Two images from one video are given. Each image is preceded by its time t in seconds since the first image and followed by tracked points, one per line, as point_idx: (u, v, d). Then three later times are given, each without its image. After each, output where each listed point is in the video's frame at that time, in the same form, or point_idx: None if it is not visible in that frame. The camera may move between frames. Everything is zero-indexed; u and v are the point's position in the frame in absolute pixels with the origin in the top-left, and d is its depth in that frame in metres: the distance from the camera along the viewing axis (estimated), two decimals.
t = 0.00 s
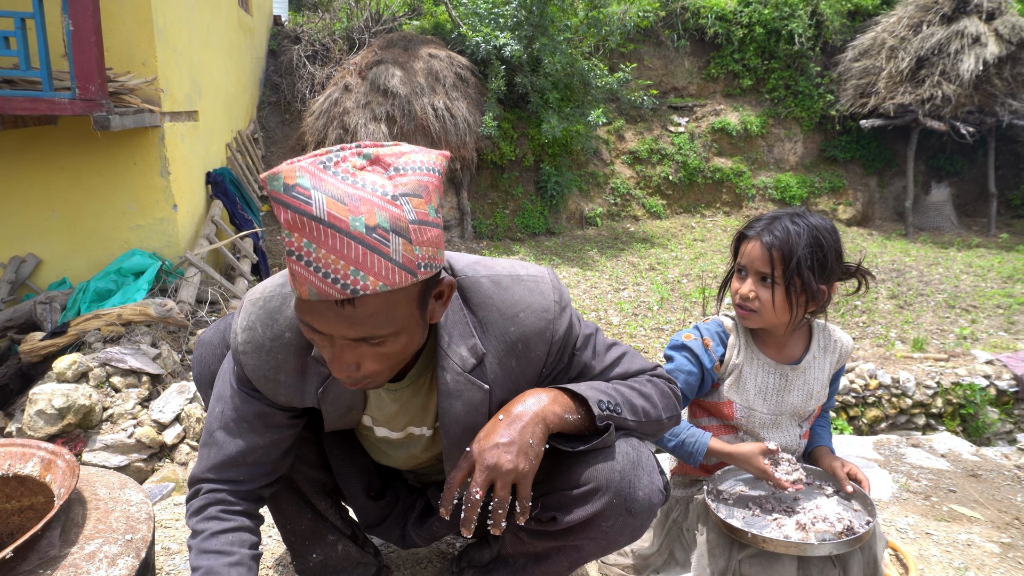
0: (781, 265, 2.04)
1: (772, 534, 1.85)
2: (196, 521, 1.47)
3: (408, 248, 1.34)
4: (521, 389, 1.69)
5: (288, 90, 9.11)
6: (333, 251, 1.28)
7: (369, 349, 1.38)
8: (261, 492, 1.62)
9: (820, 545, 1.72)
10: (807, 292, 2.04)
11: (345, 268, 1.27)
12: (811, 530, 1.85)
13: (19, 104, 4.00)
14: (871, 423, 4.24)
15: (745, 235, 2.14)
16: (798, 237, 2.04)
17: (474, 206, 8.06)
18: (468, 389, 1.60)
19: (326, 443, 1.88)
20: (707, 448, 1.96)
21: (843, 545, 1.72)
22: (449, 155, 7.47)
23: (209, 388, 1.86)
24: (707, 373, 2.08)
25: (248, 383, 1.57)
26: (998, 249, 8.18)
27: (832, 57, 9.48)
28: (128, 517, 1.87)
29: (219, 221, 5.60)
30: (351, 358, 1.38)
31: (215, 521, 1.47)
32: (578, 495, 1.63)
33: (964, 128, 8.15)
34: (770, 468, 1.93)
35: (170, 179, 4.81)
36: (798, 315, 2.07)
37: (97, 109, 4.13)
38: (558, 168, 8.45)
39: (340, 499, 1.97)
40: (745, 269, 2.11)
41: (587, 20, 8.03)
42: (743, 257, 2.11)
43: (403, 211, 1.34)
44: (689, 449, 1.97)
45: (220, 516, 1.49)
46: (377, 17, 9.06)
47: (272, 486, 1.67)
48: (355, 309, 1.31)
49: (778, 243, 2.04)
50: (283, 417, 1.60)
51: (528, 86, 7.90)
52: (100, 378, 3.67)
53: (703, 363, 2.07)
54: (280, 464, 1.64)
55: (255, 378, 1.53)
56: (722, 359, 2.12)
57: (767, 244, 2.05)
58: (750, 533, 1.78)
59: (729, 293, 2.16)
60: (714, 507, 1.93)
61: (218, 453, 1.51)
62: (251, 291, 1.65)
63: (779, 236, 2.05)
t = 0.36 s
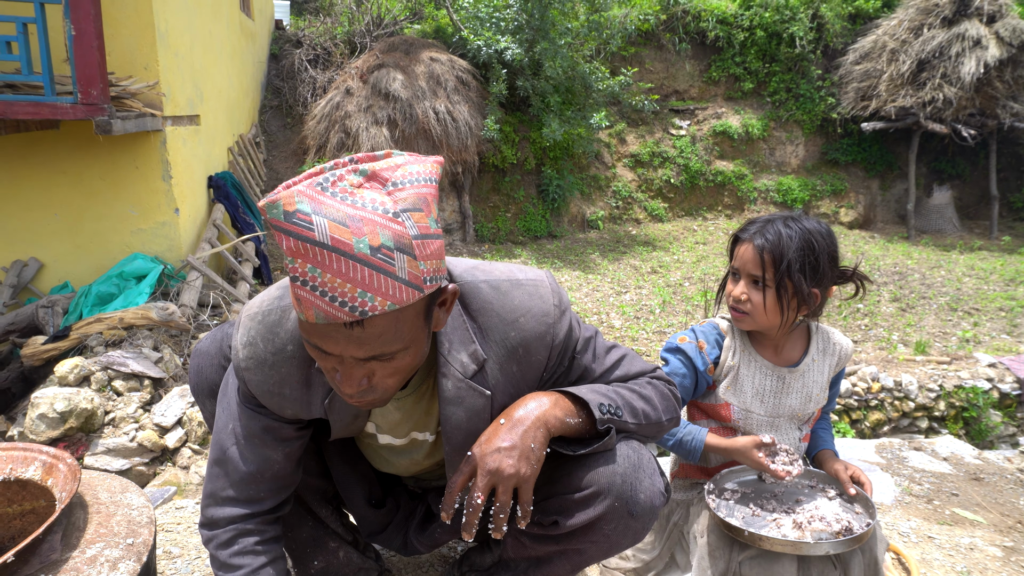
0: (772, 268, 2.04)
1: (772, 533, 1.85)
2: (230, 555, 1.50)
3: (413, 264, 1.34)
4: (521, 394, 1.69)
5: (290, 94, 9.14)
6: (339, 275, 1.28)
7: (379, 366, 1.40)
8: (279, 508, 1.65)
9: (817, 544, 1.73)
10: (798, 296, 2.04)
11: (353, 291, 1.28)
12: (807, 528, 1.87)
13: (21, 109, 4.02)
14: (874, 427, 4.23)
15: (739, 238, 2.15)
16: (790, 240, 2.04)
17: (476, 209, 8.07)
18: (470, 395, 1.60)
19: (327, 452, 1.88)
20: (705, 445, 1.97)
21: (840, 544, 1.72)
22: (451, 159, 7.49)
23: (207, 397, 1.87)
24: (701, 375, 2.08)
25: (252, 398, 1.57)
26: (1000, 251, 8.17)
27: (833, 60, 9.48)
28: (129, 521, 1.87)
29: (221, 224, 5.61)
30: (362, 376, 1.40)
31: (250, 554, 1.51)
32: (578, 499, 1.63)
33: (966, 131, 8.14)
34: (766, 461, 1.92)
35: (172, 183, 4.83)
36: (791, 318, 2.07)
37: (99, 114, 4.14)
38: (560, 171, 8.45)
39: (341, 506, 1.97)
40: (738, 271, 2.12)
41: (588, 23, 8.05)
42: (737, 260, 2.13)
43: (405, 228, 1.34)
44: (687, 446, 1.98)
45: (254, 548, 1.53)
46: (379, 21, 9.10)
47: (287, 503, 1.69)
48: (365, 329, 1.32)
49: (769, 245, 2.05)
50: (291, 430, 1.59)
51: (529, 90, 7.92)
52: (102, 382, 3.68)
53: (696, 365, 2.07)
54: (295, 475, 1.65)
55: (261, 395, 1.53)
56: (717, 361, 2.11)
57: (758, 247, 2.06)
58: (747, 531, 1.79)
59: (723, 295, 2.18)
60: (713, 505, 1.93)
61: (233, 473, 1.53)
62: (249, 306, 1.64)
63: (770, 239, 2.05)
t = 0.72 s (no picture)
0: (779, 274, 2.03)
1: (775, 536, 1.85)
2: (213, 565, 1.47)
3: (427, 272, 1.35)
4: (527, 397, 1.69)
5: (293, 98, 9.18)
6: (354, 283, 1.28)
7: (391, 373, 1.39)
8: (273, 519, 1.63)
9: (820, 545, 1.73)
10: (805, 301, 2.03)
11: (367, 299, 1.28)
12: (811, 530, 1.88)
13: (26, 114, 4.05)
14: (878, 430, 4.21)
15: (744, 242, 2.13)
16: (797, 246, 2.03)
17: (478, 213, 8.07)
18: (476, 399, 1.60)
19: (331, 459, 1.88)
20: (705, 454, 1.96)
21: (843, 545, 1.71)
22: (454, 163, 7.50)
23: (208, 406, 1.87)
24: (705, 377, 2.09)
25: (254, 407, 1.57)
26: (1004, 254, 8.13)
27: (836, 62, 9.49)
28: (132, 527, 1.87)
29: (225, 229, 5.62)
30: (375, 385, 1.40)
31: (231, 568, 1.47)
32: (584, 500, 1.62)
33: (970, 133, 8.12)
34: (765, 476, 1.91)
35: (175, 187, 4.84)
36: (797, 322, 2.06)
37: (103, 119, 4.16)
38: (562, 175, 8.45)
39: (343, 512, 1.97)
40: (744, 276, 2.10)
41: (591, 27, 8.07)
42: (742, 264, 2.11)
43: (419, 236, 1.35)
44: (687, 454, 1.96)
45: (238, 560, 1.49)
46: (382, 25, 9.13)
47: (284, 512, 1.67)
48: (380, 338, 1.32)
49: (776, 251, 2.02)
50: (293, 439, 1.60)
51: (531, 93, 7.94)
52: (106, 387, 3.69)
53: (700, 368, 2.07)
54: (293, 487, 1.65)
55: (263, 403, 1.54)
56: (720, 364, 2.10)
57: (767, 252, 2.03)
58: (750, 533, 1.79)
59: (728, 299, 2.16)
60: (716, 509, 1.93)
61: (230, 482, 1.52)
62: (249, 312, 1.64)
63: (778, 244, 2.03)
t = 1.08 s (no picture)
0: (792, 284, 2.02)
1: (778, 537, 1.84)
2: (214, 562, 1.48)
3: (431, 275, 1.35)
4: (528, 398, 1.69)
5: (295, 100, 9.20)
6: (357, 288, 1.28)
7: (395, 377, 1.39)
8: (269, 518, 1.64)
9: (824, 547, 1.72)
10: (816, 310, 2.03)
11: (372, 304, 1.28)
12: (813, 531, 1.88)
13: (30, 116, 4.06)
14: (880, 433, 4.21)
15: (755, 249, 2.11)
16: (810, 255, 2.02)
17: (480, 215, 8.08)
18: (476, 400, 1.60)
19: (331, 461, 1.88)
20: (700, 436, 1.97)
21: (846, 546, 1.71)
22: (456, 165, 7.50)
23: (209, 407, 1.87)
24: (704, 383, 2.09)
25: (254, 409, 1.57)
26: (1007, 257, 8.11)
27: (838, 65, 9.49)
28: (134, 528, 1.87)
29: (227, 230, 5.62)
30: (379, 387, 1.40)
31: (233, 561, 1.48)
32: (584, 504, 1.61)
33: (973, 136, 8.11)
34: (763, 448, 1.92)
35: (178, 189, 4.85)
36: (807, 330, 2.06)
37: (106, 120, 4.17)
38: (564, 177, 8.44)
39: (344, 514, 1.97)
40: (754, 283, 2.08)
41: (592, 29, 8.08)
42: (753, 271, 2.08)
43: (421, 239, 1.35)
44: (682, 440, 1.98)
45: (238, 553, 1.50)
46: (384, 27, 9.15)
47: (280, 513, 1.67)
48: (384, 341, 1.32)
49: (791, 261, 2.01)
50: (292, 442, 1.60)
51: (533, 95, 7.94)
52: (108, 388, 3.69)
53: (700, 369, 2.08)
54: (289, 488, 1.65)
55: (263, 404, 1.53)
56: (723, 367, 2.10)
57: (779, 261, 2.02)
58: (753, 535, 1.78)
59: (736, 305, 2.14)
60: (719, 511, 1.92)
61: (225, 482, 1.52)
62: (250, 314, 1.65)
63: (791, 253, 2.02)
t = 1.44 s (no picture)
0: (823, 291, 2.00)
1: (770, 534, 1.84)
2: None
3: (423, 266, 1.35)
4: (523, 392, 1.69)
5: (293, 100, 9.18)
6: (349, 278, 1.28)
7: (388, 366, 1.39)
8: (284, 524, 1.62)
9: (814, 545, 1.72)
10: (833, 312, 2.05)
11: (363, 293, 1.28)
12: (805, 528, 1.88)
13: (26, 115, 4.05)
14: (876, 433, 4.22)
15: (775, 257, 2.03)
16: (833, 260, 2.01)
17: (478, 214, 8.07)
18: (471, 392, 1.60)
19: (327, 459, 1.87)
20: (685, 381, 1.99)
21: (838, 545, 1.70)
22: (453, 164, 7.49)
23: (206, 406, 1.87)
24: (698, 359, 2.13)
25: (259, 404, 1.57)
26: (1003, 258, 8.14)
27: (836, 66, 9.51)
28: (130, 528, 1.87)
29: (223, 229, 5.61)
30: (371, 377, 1.39)
31: None
32: (579, 502, 1.61)
33: (969, 138, 8.13)
34: (758, 347, 1.91)
35: (175, 188, 4.84)
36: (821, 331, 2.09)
37: (102, 119, 4.16)
38: (562, 176, 8.45)
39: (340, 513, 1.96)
40: (780, 292, 2.02)
41: (590, 30, 8.09)
42: (778, 280, 2.01)
43: (414, 230, 1.35)
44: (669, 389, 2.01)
45: (264, 570, 1.49)
46: (382, 27, 9.13)
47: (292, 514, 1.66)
48: (376, 330, 1.32)
49: (821, 268, 1.98)
50: (298, 435, 1.59)
51: (531, 95, 7.94)
52: (104, 388, 3.68)
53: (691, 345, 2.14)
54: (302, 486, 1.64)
55: (266, 398, 1.53)
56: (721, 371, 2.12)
57: (810, 269, 1.97)
58: (745, 531, 1.78)
59: (756, 314, 2.07)
60: (713, 508, 1.93)
61: (242, 482, 1.51)
62: (249, 310, 1.65)
63: (818, 259, 1.99)
